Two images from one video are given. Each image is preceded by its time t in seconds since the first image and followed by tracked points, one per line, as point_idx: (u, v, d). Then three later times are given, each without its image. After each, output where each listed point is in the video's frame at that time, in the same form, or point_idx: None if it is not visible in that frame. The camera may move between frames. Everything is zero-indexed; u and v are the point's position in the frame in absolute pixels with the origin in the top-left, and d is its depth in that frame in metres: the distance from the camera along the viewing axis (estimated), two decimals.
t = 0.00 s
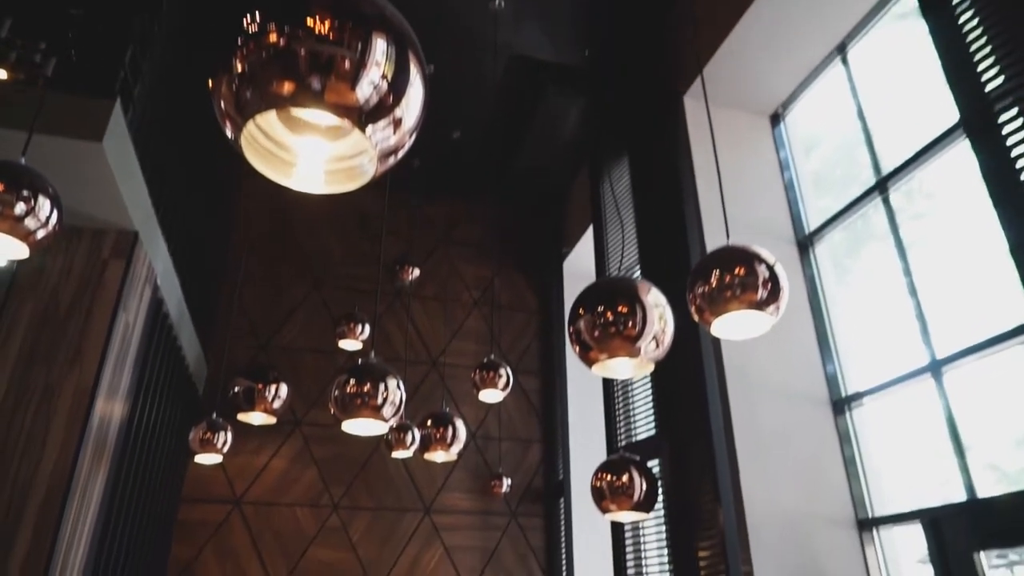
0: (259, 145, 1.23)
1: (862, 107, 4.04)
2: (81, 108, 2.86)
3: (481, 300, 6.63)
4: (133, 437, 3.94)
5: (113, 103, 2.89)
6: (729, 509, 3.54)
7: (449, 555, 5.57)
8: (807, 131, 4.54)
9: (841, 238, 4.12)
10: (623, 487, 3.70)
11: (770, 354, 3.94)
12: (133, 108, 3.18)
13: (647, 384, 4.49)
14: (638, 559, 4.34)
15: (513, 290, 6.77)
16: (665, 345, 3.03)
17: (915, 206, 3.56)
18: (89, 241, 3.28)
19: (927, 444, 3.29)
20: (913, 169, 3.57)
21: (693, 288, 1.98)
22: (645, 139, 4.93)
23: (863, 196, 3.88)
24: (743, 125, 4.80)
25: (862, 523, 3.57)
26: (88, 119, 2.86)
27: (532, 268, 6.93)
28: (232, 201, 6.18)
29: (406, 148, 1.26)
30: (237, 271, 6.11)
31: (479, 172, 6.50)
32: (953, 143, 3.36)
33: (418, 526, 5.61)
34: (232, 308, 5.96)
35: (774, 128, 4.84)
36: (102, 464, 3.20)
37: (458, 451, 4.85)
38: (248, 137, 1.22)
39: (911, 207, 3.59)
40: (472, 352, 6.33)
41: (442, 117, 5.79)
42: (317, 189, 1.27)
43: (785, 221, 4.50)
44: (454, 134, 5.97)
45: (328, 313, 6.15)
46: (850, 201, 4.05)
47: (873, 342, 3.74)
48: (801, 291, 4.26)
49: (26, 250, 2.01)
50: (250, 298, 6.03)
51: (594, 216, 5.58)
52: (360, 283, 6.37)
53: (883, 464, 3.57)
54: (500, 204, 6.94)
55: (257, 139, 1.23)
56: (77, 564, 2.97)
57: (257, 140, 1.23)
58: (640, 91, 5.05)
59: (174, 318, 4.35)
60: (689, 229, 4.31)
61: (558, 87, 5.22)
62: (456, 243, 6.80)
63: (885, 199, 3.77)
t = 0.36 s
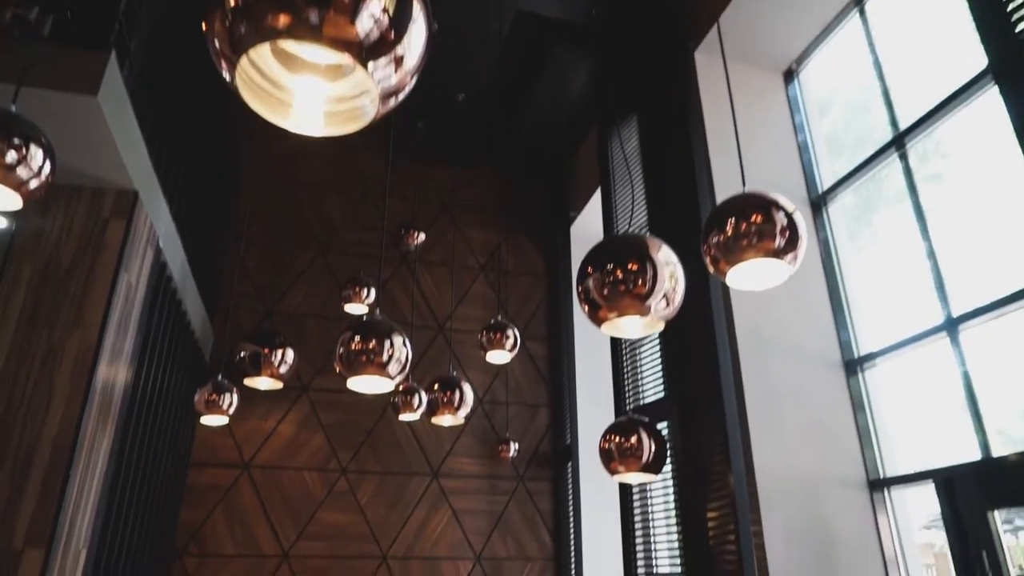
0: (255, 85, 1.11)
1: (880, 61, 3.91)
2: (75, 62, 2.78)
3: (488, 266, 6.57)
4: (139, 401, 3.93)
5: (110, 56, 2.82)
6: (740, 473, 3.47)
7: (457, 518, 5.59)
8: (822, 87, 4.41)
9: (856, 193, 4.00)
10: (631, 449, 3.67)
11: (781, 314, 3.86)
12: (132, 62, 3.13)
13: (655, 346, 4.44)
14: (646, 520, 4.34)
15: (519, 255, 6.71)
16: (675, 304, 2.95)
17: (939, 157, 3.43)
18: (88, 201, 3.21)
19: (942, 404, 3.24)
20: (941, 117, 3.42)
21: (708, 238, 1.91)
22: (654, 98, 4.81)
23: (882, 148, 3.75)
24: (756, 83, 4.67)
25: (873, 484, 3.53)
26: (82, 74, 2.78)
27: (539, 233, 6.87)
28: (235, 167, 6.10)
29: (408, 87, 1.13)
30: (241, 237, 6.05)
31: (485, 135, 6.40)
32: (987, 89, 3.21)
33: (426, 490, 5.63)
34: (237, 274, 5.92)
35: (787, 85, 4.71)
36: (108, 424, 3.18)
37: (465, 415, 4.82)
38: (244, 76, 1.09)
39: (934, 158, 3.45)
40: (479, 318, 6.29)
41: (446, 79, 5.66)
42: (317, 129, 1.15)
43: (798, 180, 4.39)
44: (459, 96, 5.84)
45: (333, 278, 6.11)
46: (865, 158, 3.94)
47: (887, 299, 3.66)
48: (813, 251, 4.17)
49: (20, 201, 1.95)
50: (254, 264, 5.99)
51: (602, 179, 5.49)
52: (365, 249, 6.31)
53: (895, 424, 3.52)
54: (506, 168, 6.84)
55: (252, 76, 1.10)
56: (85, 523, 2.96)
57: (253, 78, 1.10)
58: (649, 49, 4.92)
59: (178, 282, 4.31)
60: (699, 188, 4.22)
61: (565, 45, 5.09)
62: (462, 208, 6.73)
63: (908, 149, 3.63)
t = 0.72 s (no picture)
0: (247, 18, 1.07)
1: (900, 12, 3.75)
2: (66, 13, 2.69)
3: (494, 231, 6.50)
4: (144, 364, 3.91)
5: (101, 8, 2.72)
6: (750, 434, 3.46)
7: (465, 482, 5.60)
8: (839, 41, 4.25)
9: (873, 148, 3.86)
10: (640, 411, 3.63)
11: (794, 274, 3.77)
12: (124, 17, 3.02)
13: (664, 309, 4.38)
14: (653, 483, 4.33)
15: (526, 220, 6.64)
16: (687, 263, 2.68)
17: (963, 106, 3.28)
18: (86, 160, 3.14)
19: (959, 364, 3.16)
20: (965, 67, 3.26)
21: (723, 186, 1.84)
22: (664, 56, 4.68)
23: (901, 101, 3.60)
24: (770, 39, 4.52)
25: (885, 445, 3.47)
26: (74, 26, 2.68)
27: (545, 198, 6.79)
28: (237, 132, 6.01)
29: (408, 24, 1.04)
30: (245, 203, 5.99)
31: (490, 98, 6.28)
32: (1015, 36, 3.05)
33: (434, 455, 5.63)
34: (241, 239, 5.87)
35: (802, 40, 4.55)
36: (113, 386, 3.14)
37: (472, 379, 4.79)
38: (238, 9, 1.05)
39: (956, 110, 3.31)
40: (485, 283, 6.24)
41: (451, 39, 5.52)
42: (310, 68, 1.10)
43: (812, 138, 4.26)
44: (464, 57, 5.71)
45: (338, 244, 6.06)
46: (882, 113, 3.80)
47: (904, 256, 3.55)
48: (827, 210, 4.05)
49: (11, 151, 1.89)
50: (259, 230, 5.93)
51: (610, 140, 5.38)
52: (369, 215, 6.24)
53: (910, 385, 3.44)
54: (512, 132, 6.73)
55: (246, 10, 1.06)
56: (93, 483, 2.94)
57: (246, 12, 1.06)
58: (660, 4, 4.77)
59: (181, 246, 4.27)
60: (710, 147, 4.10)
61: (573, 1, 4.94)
62: (468, 173, 6.64)
63: (930, 99, 3.47)
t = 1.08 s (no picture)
0: None
1: None
2: None
3: (501, 196, 6.41)
4: (149, 327, 3.87)
5: None
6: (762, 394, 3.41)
7: (472, 448, 5.60)
8: None
9: (892, 102, 3.71)
10: (650, 373, 3.58)
11: (809, 234, 3.68)
12: None
13: (674, 272, 4.32)
14: (662, 447, 4.30)
15: (533, 185, 6.54)
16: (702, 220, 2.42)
17: (987, 59, 3.14)
18: (83, 118, 3.06)
19: (977, 326, 3.07)
20: (990, 17, 3.11)
21: (741, 131, 1.76)
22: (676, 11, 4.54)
23: (922, 54, 3.46)
24: None
25: (898, 407, 3.41)
26: None
27: (552, 162, 6.68)
28: (239, 96, 5.90)
29: None
30: (248, 168, 5.90)
31: (496, 59, 6.14)
32: None
33: (442, 421, 5.62)
34: (246, 205, 5.80)
35: None
36: (117, 347, 3.11)
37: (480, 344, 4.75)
38: None
39: (980, 63, 3.17)
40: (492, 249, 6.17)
41: None
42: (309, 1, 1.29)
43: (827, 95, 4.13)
44: (469, 17, 5.56)
45: (343, 209, 5.99)
46: (902, 68, 3.65)
47: (923, 215, 3.44)
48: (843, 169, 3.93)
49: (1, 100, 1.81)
50: (264, 195, 5.85)
51: (618, 101, 5.25)
52: (374, 180, 6.16)
53: (926, 346, 3.37)
54: (519, 95, 6.60)
55: None
56: (99, 444, 2.92)
57: None
58: None
59: (184, 208, 4.21)
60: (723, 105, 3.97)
61: None
62: (474, 137, 6.53)
63: (952, 52, 3.32)
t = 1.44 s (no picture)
0: None
1: None
2: None
3: (509, 161, 6.31)
4: (153, 291, 3.83)
5: None
6: (776, 355, 3.30)
7: (481, 414, 5.58)
8: None
9: (913, 57, 3.59)
10: (661, 336, 3.51)
11: (825, 193, 3.58)
12: None
13: (685, 234, 4.23)
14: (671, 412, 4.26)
15: (541, 149, 6.43)
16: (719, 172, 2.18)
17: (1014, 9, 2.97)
18: (80, 75, 2.98)
19: (1000, 287, 2.98)
20: None
21: (762, 73, 1.66)
22: None
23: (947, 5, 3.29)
24: None
25: (915, 370, 3.34)
26: None
27: (561, 126, 6.55)
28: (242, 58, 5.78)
29: None
30: (252, 133, 5.81)
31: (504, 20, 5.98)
32: None
33: (450, 387, 5.60)
34: (251, 170, 5.72)
35: None
36: (119, 310, 3.06)
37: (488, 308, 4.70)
38: None
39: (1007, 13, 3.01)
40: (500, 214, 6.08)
41: None
42: None
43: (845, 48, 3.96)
44: None
45: (348, 175, 5.90)
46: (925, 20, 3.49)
47: (946, 174, 3.32)
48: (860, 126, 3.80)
49: None
50: (269, 161, 5.77)
51: (629, 61, 5.11)
52: (380, 145, 6.05)
53: (945, 308, 3.28)
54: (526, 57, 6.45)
55: None
56: (104, 407, 2.89)
57: None
58: None
59: (186, 171, 4.14)
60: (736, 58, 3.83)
61: None
62: (481, 101, 6.40)
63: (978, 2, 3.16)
